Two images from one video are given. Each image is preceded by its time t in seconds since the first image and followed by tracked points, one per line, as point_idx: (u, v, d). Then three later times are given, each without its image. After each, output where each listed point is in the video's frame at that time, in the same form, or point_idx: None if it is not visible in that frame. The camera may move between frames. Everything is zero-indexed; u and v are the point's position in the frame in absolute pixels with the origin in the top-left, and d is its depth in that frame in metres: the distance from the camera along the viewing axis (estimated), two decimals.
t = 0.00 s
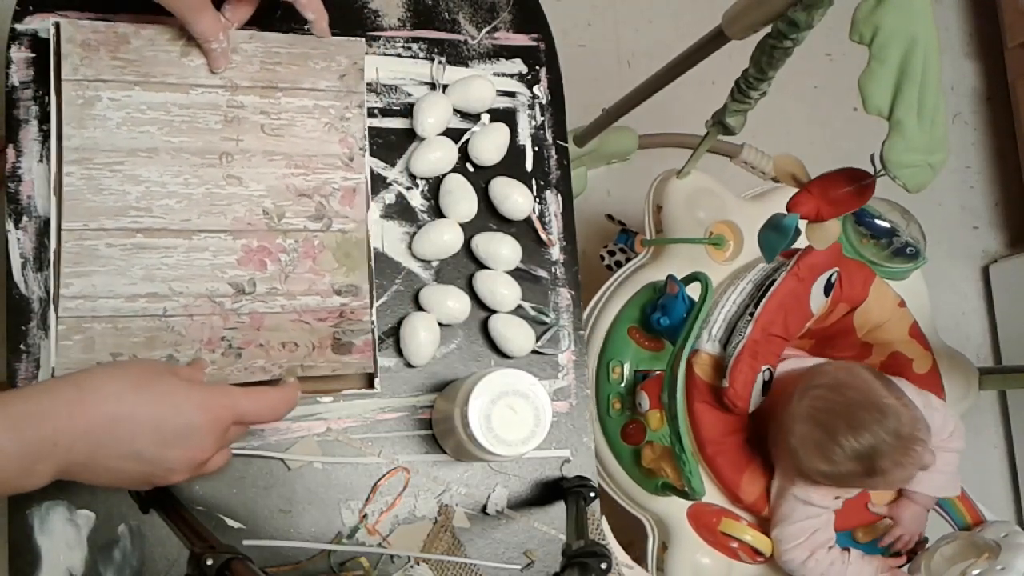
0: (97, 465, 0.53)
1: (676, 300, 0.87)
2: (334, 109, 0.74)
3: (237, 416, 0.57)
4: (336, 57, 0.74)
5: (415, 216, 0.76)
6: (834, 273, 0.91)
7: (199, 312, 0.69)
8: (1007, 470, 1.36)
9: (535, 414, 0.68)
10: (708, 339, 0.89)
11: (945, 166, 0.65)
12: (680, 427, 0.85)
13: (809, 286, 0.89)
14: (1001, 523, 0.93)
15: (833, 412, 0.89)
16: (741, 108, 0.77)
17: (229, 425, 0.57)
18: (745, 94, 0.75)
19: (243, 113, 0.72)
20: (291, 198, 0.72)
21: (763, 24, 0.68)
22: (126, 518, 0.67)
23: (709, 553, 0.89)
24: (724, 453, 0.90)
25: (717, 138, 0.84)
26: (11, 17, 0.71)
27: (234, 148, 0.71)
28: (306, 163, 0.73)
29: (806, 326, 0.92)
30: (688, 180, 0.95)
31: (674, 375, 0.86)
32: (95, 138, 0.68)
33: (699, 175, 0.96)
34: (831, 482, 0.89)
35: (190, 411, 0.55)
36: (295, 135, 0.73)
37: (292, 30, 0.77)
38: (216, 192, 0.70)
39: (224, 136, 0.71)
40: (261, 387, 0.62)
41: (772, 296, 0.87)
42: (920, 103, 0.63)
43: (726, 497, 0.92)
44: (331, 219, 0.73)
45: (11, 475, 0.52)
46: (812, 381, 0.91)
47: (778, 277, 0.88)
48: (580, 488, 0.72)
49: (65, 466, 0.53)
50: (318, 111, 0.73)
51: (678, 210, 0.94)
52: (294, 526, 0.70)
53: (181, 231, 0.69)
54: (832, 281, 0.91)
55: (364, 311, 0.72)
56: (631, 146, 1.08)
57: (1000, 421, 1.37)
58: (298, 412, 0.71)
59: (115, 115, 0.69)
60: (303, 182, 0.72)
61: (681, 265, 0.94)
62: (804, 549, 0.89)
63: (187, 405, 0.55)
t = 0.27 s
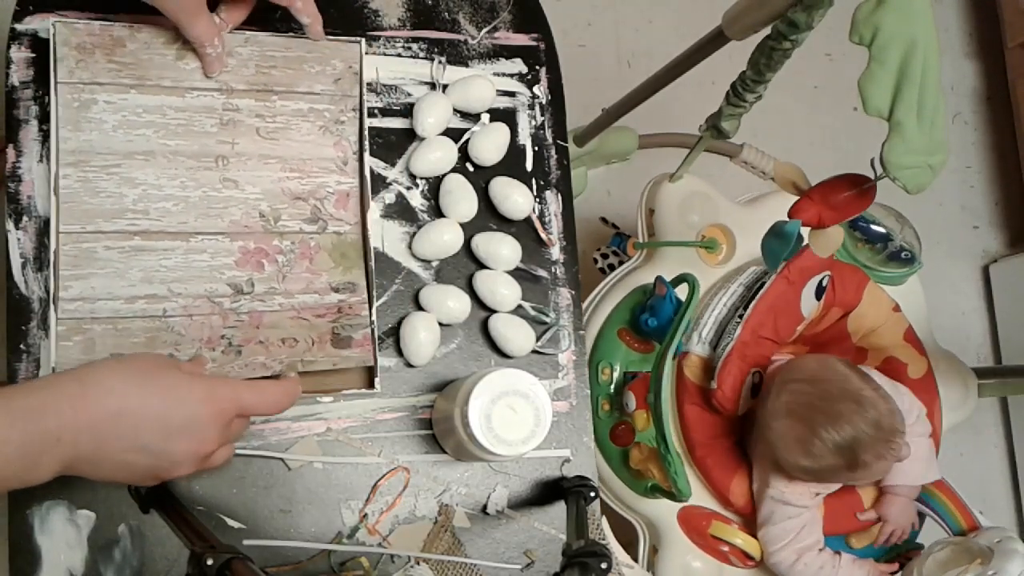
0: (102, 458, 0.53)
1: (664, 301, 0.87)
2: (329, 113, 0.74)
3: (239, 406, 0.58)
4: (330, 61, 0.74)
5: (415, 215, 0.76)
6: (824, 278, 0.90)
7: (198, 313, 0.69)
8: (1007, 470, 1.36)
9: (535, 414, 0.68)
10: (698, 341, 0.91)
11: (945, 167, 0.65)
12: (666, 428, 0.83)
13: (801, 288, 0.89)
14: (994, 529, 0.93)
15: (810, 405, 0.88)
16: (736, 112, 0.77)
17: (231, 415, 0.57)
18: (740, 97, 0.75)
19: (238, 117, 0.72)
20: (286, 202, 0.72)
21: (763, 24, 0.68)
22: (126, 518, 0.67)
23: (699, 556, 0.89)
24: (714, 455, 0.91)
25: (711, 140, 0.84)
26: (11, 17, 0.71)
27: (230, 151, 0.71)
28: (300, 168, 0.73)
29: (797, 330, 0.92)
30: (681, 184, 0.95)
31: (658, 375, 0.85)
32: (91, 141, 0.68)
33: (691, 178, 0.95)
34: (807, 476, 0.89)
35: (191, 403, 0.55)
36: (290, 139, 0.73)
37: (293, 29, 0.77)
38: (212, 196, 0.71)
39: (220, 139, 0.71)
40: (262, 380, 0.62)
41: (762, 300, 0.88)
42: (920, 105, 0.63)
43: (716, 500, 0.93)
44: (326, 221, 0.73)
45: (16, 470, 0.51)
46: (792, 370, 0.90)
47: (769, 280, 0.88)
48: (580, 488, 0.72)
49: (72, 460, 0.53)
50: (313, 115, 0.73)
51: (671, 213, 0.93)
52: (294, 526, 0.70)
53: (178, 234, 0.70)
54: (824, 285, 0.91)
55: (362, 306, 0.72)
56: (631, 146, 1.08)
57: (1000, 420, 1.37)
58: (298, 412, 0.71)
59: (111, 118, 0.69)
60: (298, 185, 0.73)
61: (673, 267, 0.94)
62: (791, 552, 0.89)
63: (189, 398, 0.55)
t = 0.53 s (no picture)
0: (114, 448, 0.55)
1: (659, 300, 0.89)
2: (328, 115, 0.74)
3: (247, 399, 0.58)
4: (330, 63, 0.75)
5: (415, 216, 0.76)
6: (818, 275, 0.90)
7: (198, 315, 0.69)
8: (1007, 470, 1.36)
9: (535, 414, 0.68)
10: (693, 341, 0.91)
11: (945, 166, 0.65)
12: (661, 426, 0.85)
13: (794, 286, 0.88)
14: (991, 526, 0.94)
15: (834, 404, 0.86)
16: (733, 110, 0.76)
17: (239, 407, 0.58)
18: (737, 97, 0.74)
19: (238, 119, 0.72)
20: (286, 202, 0.72)
21: (762, 24, 0.68)
22: (126, 518, 0.67)
23: (695, 555, 0.90)
24: (711, 454, 0.90)
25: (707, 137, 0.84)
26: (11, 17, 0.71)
27: (230, 153, 0.72)
28: (301, 168, 0.73)
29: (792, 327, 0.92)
30: (675, 182, 0.95)
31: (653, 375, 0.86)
32: (92, 143, 0.69)
33: (684, 177, 0.97)
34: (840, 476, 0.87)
35: (196, 395, 0.56)
36: (290, 140, 0.73)
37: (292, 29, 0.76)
38: (213, 196, 0.71)
39: (220, 142, 0.72)
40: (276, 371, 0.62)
41: (754, 300, 0.87)
42: (919, 104, 0.63)
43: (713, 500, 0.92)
44: (326, 222, 0.73)
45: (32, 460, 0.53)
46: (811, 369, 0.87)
47: (762, 279, 0.88)
48: (580, 488, 0.72)
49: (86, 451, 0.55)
50: (312, 117, 0.74)
51: (664, 212, 0.95)
52: (294, 526, 0.70)
53: (179, 234, 0.70)
54: (819, 282, 0.91)
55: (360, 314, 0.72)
56: (631, 146, 1.08)
57: (1000, 420, 1.37)
58: (298, 412, 0.71)
59: (113, 122, 0.70)
60: (298, 186, 0.73)
61: (668, 267, 0.94)
62: (789, 551, 0.88)
63: (195, 390, 0.56)
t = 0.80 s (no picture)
0: (117, 396, 0.54)
1: (675, 300, 0.88)
2: (327, 117, 0.74)
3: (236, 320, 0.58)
4: (327, 68, 0.75)
5: (415, 216, 0.76)
6: (830, 275, 0.92)
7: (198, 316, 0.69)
8: (1007, 469, 1.36)
9: (535, 414, 0.68)
10: (708, 341, 0.91)
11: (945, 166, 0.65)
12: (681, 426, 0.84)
13: (808, 285, 0.91)
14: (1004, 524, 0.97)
15: (876, 374, 0.87)
16: (741, 110, 0.76)
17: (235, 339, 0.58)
18: (744, 96, 0.75)
19: (238, 120, 0.72)
20: (287, 202, 0.72)
21: (762, 24, 0.68)
22: (126, 518, 0.67)
23: (712, 558, 0.89)
24: (728, 453, 0.90)
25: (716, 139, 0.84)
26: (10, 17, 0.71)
27: (230, 153, 0.72)
28: (301, 168, 0.73)
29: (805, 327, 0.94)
30: (685, 184, 0.94)
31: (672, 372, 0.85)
32: (92, 143, 0.69)
33: (695, 179, 0.96)
34: (899, 442, 0.89)
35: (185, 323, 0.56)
36: (289, 141, 0.73)
37: (291, 29, 0.76)
38: (213, 196, 0.71)
39: (220, 142, 0.72)
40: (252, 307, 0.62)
41: (770, 299, 0.90)
42: (919, 105, 0.63)
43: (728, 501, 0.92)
44: (326, 222, 0.73)
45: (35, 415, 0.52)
46: (845, 346, 0.89)
47: (776, 278, 0.90)
48: (580, 488, 0.72)
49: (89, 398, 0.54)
50: (311, 119, 0.74)
51: (675, 213, 0.94)
52: (294, 526, 0.70)
53: (179, 234, 0.70)
54: (831, 282, 0.93)
55: (359, 316, 0.72)
56: (631, 146, 1.07)
57: (1000, 420, 1.37)
58: (298, 412, 0.71)
59: (112, 122, 0.70)
60: (298, 186, 0.73)
61: (680, 268, 0.94)
62: (814, 548, 0.88)
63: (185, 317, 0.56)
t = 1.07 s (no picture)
0: (158, 317, 0.60)
1: (685, 287, 0.89)
2: (326, 118, 0.75)
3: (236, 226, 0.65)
4: (326, 69, 0.76)
5: (415, 216, 0.76)
6: (841, 264, 0.89)
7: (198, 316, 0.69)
8: (1008, 469, 1.35)
9: (535, 415, 0.68)
10: (717, 330, 0.89)
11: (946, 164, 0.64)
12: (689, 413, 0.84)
13: (819, 273, 0.87)
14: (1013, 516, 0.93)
15: (894, 391, 0.86)
16: (746, 100, 0.76)
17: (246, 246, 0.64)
18: (749, 87, 0.74)
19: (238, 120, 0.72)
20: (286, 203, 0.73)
21: (763, 22, 0.68)
22: (126, 518, 0.67)
23: (717, 547, 0.89)
24: (735, 442, 0.90)
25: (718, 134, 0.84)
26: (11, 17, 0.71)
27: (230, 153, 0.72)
28: (300, 169, 0.73)
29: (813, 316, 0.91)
30: (694, 172, 0.94)
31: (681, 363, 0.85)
32: (92, 143, 0.70)
33: (703, 167, 0.95)
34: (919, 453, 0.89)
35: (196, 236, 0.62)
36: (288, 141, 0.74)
37: (291, 30, 0.76)
38: (213, 196, 0.71)
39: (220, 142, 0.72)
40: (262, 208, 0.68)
41: (780, 289, 0.85)
42: (920, 101, 0.63)
43: (735, 489, 0.93)
44: (326, 222, 0.73)
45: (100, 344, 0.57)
46: (864, 362, 0.87)
47: (787, 267, 0.86)
48: (580, 488, 0.72)
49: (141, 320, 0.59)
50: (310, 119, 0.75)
51: (685, 201, 0.93)
52: (294, 526, 0.70)
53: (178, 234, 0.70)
54: (841, 272, 0.90)
55: (359, 316, 0.72)
56: (631, 146, 1.07)
57: (1000, 420, 1.37)
58: (298, 412, 0.71)
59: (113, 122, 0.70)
60: (298, 187, 0.73)
61: (688, 256, 0.94)
62: (819, 539, 0.88)
63: (194, 230, 0.62)
